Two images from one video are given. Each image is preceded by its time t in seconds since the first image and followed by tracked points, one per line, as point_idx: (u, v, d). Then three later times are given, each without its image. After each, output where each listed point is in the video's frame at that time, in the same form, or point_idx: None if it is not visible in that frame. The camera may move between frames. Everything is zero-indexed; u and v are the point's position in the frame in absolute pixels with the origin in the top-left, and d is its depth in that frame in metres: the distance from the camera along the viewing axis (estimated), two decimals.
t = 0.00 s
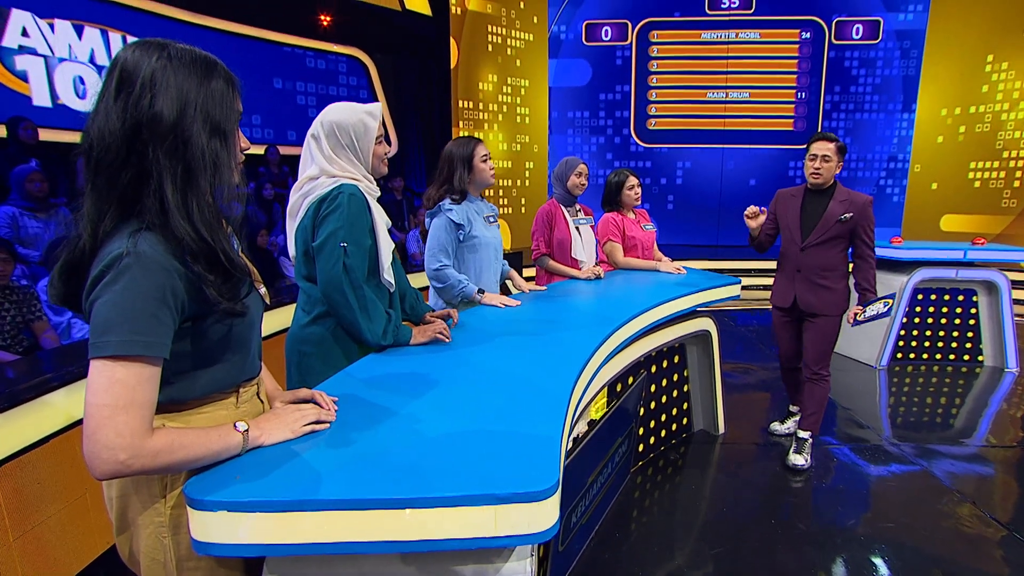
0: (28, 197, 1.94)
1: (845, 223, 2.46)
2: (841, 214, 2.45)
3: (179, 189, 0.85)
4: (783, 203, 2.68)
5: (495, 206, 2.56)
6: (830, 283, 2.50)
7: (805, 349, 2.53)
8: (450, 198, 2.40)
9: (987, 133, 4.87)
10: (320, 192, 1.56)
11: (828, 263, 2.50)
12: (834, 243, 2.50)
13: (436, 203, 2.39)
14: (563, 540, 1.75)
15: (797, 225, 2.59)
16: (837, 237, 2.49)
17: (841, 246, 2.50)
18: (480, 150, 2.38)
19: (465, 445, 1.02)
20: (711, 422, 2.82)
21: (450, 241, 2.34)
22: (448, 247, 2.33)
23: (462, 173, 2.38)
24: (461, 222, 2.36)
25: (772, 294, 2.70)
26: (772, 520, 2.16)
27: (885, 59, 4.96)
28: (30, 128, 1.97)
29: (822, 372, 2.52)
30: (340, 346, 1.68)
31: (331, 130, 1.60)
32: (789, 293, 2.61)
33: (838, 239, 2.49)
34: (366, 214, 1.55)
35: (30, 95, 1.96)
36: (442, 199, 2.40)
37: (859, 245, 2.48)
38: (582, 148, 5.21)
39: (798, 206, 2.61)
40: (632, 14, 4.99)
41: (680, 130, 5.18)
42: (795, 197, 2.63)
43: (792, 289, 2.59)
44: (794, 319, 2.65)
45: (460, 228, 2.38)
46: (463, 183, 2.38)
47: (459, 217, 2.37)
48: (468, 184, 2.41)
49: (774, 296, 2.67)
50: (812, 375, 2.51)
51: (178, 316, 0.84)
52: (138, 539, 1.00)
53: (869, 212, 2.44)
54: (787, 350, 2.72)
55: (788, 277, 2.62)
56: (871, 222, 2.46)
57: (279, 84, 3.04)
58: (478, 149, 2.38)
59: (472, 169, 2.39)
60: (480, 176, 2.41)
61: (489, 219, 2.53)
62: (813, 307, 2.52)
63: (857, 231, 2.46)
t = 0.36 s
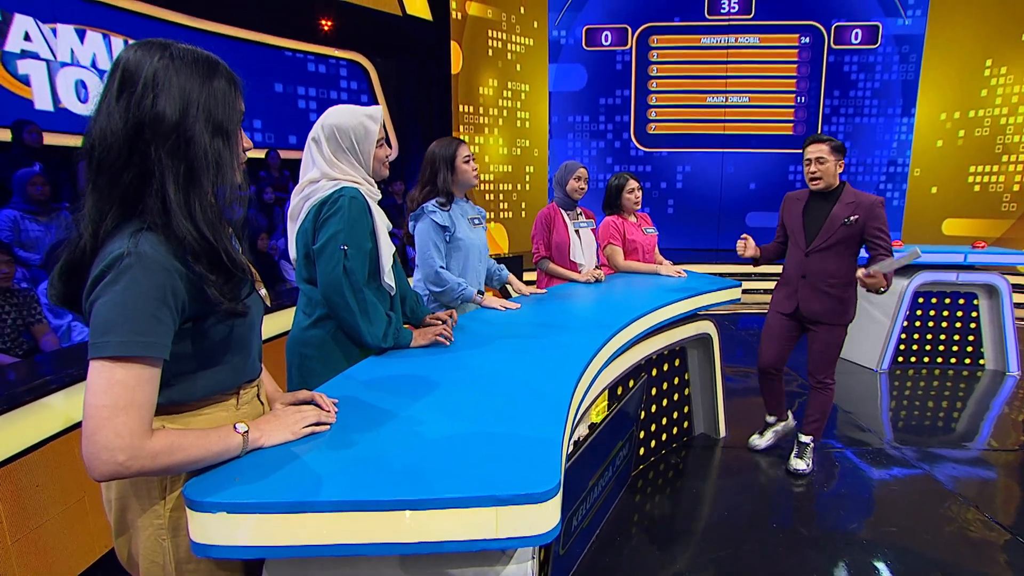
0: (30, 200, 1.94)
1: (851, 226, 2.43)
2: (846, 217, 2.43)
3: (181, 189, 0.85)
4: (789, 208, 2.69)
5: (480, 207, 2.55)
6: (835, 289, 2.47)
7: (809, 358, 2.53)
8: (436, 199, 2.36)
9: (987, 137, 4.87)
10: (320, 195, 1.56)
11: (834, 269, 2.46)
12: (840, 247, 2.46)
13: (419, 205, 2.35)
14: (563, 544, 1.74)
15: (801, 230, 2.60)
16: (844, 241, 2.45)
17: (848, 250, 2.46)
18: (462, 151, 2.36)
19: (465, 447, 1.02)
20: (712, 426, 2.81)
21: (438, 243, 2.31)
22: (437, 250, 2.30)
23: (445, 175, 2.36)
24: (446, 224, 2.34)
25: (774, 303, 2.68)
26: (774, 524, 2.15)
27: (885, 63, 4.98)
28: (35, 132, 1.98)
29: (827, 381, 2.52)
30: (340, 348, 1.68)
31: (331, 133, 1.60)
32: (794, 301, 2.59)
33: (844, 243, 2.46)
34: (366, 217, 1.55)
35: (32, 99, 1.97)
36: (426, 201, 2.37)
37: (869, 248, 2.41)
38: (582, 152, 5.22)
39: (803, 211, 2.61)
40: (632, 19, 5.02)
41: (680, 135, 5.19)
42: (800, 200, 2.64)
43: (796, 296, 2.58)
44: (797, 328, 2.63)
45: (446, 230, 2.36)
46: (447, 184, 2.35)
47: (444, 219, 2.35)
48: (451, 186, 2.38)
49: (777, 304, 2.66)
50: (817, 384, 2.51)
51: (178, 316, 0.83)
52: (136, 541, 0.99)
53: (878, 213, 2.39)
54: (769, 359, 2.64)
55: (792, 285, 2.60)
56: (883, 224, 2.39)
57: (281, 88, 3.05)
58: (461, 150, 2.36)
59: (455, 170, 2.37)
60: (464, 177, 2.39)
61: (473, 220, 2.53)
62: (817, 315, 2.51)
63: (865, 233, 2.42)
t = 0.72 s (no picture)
0: (32, 205, 1.94)
1: (842, 231, 2.45)
2: (838, 222, 2.44)
3: (183, 187, 0.85)
4: (778, 214, 2.68)
5: (470, 211, 2.55)
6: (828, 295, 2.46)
7: (808, 365, 2.51)
8: (426, 205, 2.33)
9: (986, 143, 4.93)
10: (320, 198, 1.57)
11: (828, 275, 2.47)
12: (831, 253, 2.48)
13: (410, 211, 2.30)
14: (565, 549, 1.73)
15: (793, 237, 2.59)
16: (836, 246, 2.47)
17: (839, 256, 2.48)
18: (453, 156, 2.35)
19: (466, 449, 1.01)
20: (714, 432, 2.80)
21: (433, 248, 2.27)
22: (434, 255, 2.26)
23: (435, 181, 2.35)
24: (437, 228, 2.30)
25: (767, 310, 2.64)
26: (776, 529, 2.14)
27: (883, 70, 5.00)
28: (39, 137, 1.99)
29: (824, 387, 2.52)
30: (341, 352, 1.67)
31: (330, 136, 1.60)
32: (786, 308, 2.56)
33: (836, 249, 2.47)
34: (365, 220, 1.55)
35: (34, 104, 1.97)
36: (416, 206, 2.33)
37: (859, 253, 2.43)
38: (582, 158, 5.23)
39: (793, 216, 2.61)
40: (632, 26, 5.04)
41: (679, 141, 5.21)
42: (791, 205, 2.64)
43: (790, 303, 2.54)
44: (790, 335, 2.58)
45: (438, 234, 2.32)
46: (438, 189, 2.34)
47: (436, 224, 2.31)
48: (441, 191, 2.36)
49: (770, 311, 2.63)
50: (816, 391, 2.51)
51: (179, 315, 0.83)
52: (134, 544, 0.98)
53: (868, 218, 2.42)
54: (767, 367, 2.58)
55: (785, 291, 2.57)
56: (872, 228, 2.42)
57: (282, 94, 3.07)
58: (452, 155, 2.35)
59: (444, 175, 2.36)
60: (455, 182, 2.38)
61: (464, 224, 2.53)
62: (813, 323, 2.47)
63: (856, 239, 2.43)
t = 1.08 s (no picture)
0: (33, 209, 1.94)
1: (820, 235, 2.39)
2: (817, 226, 2.38)
3: (181, 182, 0.85)
4: (756, 213, 2.63)
5: (471, 215, 2.55)
6: (802, 300, 2.44)
7: (791, 378, 2.46)
8: (427, 208, 2.33)
9: (985, 150, 4.95)
10: (319, 200, 1.57)
11: (803, 278, 2.43)
12: (808, 257, 2.43)
13: (410, 214, 2.30)
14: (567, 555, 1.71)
15: (769, 237, 2.54)
16: (812, 249, 2.42)
17: (814, 260, 2.44)
18: (453, 159, 2.36)
19: (468, 449, 1.01)
20: (716, 436, 2.79)
21: (434, 250, 2.27)
22: (435, 257, 2.26)
23: (436, 185, 2.35)
24: (438, 231, 2.30)
25: (743, 310, 2.62)
26: (780, 534, 2.12)
27: (882, 77, 5.02)
28: (41, 142, 1.99)
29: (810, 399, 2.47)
30: (341, 355, 1.67)
31: (330, 137, 1.60)
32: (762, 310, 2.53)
33: (812, 253, 2.42)
34: (364, 222, 1.55)
35: (37, 108, 1.98)
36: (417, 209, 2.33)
37: (834, 259, 2.39)
38: (583, 164, 5.23)
39: (770, 217, 2.56)
40: (632, 33, 5.07)
41: (679, 147, 5.22)
42: (768, 206, 2.59)
43: (766, 305, 2.52)
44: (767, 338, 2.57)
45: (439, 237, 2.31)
46: (437, 192, 2.34)
47: (437, 227, 2.30)
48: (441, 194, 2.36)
49: (746, 312, 2.60)
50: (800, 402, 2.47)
51: (180, 310, 0.83)
52: (133, 544, 0.97)
53: (845, 223, 2.36)
54: (756, 374, 2.58)
55: (761, 293, 2.54)
56: (849, 235, 2.38)
57: (284, 100, 3.08)
58: (452, 159, 2.36)
59: (445, 179, 2.36)
60: (456, 186, 2.39)
61: (464, 228, 2.53)
62: (788, 327, 2.46)
63: (832, 244, 2.39)
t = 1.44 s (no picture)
0: (35, 211, 1.95)
1: (804, 233, 2.39)
2: (800, 224, 2.39)
3: (183, 176, 0.85)
4: (737, 219, 2.63)
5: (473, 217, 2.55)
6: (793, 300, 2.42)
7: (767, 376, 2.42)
8: (427, 210, 2.34)
9: (986, 154, 4.96)
10: (320, 201, 1.57)
11: (793, 278, 2.42)
12: (794, 256, 2.42)
13: (410, 216, 2.31)
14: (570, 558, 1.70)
15: (754, 241, 2.53)
16: (798, 248, 2.41)
17: (801, 259, 2.43)
18: (453, 162, 2.37)
19: (469, 448, 1.00)
20: (717, 440, 2.78)
21: (435, 253, 2.27)
22: (436, 260, 2.26)
23: (436, 188, 2.36)
24: (438, 234, 2.30)
25: (735, 317, 2.59)
26: (784, 537, 2.11)
27: (882, 81, 5.04)
28: (44, 145, 2.00)
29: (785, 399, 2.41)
30: (342, 355, 1.66)
31: (330, 137, 1.61)
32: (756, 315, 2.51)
33: (798, 252, 2.42)
34: (364, 222, 1.55)
35: (40, 111, 1.99)
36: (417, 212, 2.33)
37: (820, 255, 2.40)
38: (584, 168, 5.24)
39: (752, 221, 2.56)
40: (632, 38, 5.09)
41: (680, 151, 5.23)
42: (747, 211, 2.59)
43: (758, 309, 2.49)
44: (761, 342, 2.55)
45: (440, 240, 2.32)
46: (438, 195, 2.35)
47: (437, 230, 2.31)
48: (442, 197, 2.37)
49: (738, 318, 2.57)
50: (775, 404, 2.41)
51: (179, 305, 0.83)
52: (133, 542, 0.97)
53: (825, 219, 2.38)
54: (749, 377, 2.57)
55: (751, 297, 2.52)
56: (830, 229, 2.40)
57: (284, 104, 3.09)
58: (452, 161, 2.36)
59: (445, 181, 2.37)
60: (455, 189, 2.39)
61: (464, 230, 2.54)
62: (782, 328, 2.43)
63: (817, 240, 2.39)
